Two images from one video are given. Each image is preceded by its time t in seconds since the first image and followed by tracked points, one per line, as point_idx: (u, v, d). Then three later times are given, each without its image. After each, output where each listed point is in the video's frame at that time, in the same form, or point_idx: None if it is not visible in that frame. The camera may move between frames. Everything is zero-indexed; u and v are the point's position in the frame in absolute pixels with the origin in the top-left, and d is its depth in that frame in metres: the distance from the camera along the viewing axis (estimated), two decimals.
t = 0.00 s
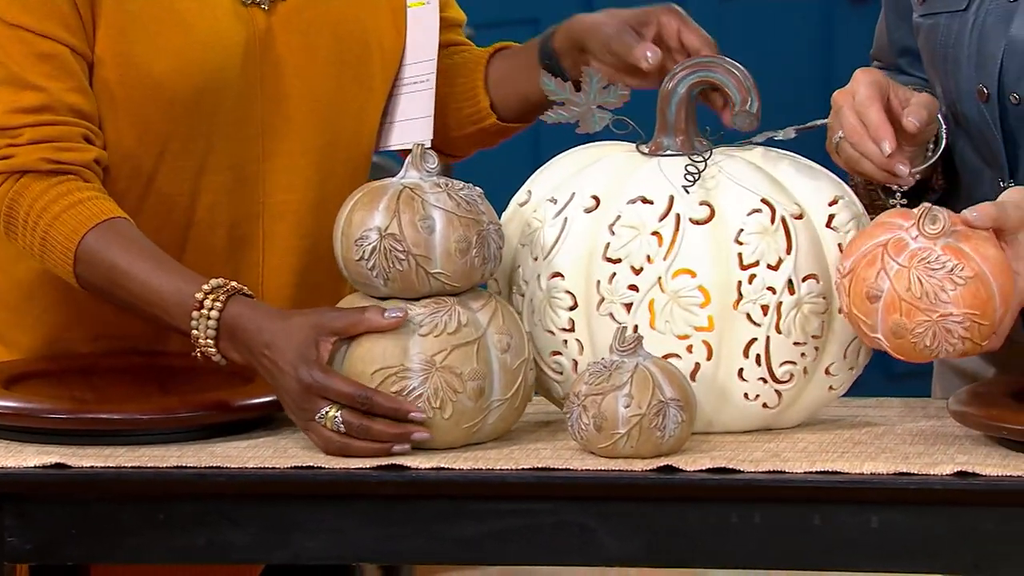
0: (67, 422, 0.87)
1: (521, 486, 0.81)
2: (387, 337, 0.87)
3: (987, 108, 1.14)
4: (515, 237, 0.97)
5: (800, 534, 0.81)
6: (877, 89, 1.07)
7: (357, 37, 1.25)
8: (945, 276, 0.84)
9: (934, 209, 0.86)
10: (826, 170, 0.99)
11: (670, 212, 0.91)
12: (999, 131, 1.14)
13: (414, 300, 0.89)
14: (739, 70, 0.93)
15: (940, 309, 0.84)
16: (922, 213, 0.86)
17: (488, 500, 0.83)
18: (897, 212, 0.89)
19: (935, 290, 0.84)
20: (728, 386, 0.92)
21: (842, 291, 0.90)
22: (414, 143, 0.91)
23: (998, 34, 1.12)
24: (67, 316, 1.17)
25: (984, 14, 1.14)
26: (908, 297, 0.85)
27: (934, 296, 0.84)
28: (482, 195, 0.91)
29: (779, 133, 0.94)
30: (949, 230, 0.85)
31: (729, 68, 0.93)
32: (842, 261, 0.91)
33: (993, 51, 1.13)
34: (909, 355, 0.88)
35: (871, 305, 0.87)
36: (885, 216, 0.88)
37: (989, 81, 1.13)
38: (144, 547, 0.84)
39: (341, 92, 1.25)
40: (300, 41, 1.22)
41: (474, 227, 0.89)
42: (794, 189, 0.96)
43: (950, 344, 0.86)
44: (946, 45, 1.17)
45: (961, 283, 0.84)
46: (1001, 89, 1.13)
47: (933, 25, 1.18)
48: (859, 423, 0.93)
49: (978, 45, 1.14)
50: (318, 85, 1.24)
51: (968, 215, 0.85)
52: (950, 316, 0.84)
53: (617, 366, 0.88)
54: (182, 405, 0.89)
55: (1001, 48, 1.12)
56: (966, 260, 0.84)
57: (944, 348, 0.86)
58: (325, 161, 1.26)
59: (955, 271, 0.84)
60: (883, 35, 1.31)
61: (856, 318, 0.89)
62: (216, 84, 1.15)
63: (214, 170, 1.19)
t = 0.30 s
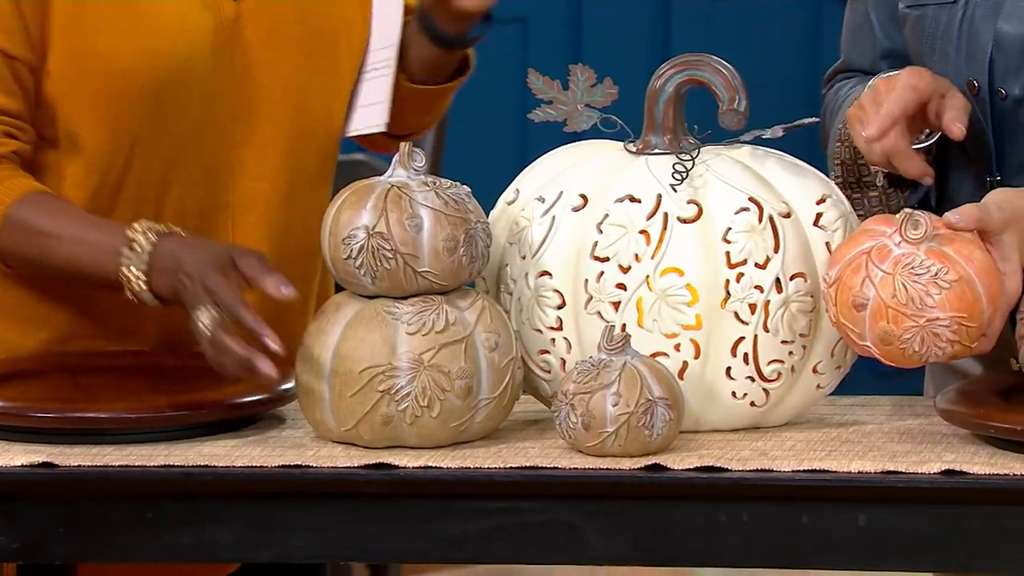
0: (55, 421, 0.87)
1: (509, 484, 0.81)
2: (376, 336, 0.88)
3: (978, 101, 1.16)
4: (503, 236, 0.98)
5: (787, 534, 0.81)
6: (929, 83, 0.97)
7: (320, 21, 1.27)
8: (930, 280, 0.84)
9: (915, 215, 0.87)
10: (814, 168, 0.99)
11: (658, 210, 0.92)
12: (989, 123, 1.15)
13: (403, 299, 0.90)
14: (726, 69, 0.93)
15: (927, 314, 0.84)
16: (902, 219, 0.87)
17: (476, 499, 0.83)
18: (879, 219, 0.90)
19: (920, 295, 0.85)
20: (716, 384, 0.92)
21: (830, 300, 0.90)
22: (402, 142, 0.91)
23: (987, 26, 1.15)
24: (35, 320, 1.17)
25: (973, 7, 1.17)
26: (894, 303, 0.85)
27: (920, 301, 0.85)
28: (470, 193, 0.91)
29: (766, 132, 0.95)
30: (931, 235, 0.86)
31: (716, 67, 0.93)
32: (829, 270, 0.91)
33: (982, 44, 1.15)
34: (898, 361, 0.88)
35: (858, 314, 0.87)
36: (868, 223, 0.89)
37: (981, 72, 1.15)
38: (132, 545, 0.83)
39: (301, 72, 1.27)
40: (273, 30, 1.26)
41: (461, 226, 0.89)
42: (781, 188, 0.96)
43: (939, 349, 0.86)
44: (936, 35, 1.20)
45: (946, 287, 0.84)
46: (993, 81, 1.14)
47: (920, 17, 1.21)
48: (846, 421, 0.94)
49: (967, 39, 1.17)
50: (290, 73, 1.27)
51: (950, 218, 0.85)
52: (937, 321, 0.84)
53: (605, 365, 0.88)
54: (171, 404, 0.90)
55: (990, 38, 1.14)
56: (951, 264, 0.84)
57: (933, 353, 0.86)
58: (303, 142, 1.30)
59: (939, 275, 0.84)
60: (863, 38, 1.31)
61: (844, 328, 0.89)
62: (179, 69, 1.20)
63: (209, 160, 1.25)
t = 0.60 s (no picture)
0: (47, 419, 0.87)
1: (502, 482, 0.81)
2: (368, 333, 0.88)
3: (984, 98, 1.15)
4: (496, 233, 0.97)
5: (778, 530, 0.81)
6: (936, 121, 0.94)
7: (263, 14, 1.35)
8: (920, 275, 0.85)
9: (910, 208, 0.86)
10: (807, 165, 0.99)
11: (650, 207, 0.92)
12: (995, 121, 1.15)
13: (395, 295, 0.89)
14: (718, 65, 0.93)
15: (915, 308, 0.85)
16: (897, 211, 0.87)
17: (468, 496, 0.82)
18: (876, 208, 0.89)
19: (909, 289, 0.85)
20: (708, 381, 0.93)
21: (820, 287, 0.90)
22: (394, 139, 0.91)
23: (991, 23, 1.13)
24: None
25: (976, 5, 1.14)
26: (882, 296, 0.86)
27: (909, 295, 0.85)
28: (462, 190, 0.91)
29: (759, 129, 0.94)
30: (926, 228, 0.86)
31: (709, 63, 0.93)
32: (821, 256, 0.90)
33: (986, 43, 1.13)
34: (885, 352, 0.88)
35: (847, 303, 0.87)
36: (863, 211, 0.88)
37: (986, 69, 1.14)
38: (125, 542, 0.84)
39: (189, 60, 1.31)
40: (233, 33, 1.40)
41: (454, 223, 0.89)
42: (774, 184, 0.96)
43: (925, 343, 0.87)
44: (941, 35, 1.16)
45: (936, 282, 0.85)
46: (999, 79, 1.14)
47: (923, 14, 1.17)
48: (839, 418, 0.94)
49: (971, 38, 1.15)
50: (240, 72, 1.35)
51: (946, 212, 0.86)
52: (925, 315, 0.85)
53: (597, 362, 0.88)
54: (163, 401, 0.90)
55: (995, 36, 1.13)
56: (943, 259, 0.85)
57: (919, 346, 0.87)
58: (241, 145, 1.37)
59: (930, 270, 0.85)
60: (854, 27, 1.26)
61: (832, 315, 0.89)
62: None
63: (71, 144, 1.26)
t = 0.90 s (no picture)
0: (44, 414, 0.87)
1: (499, 477, 0.81)
2: (365, 329, 0.88)
3: (980, 96, 1.15)
4: (492, 229, 0.97)
5: (774, 526, 0.81)
6: (914, 116, 0.97)
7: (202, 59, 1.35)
8: (912, 262, 0.85)
9: (904, 195, 0.86)
10: (803, 160, 0.99)
11: (647, 202, 0.92)
12: (992, 118, 1.15)
13: (393, 290, 0.89)
14: (715, 60, 0.93)
15: (907, 295, 0.85)
16: (891, 199, 0.87)
17: (465, 492, 0.82)
18: (870, 198, 0.89)
19: (901, 276, 0.85)
20: (705, 376, 0.93)
21: (813, 274, 0.90)
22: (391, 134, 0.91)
23: (988, 21, 1.13)
24: None
25: None
26: (875, 282, 0.86)
27: (900, 282, 0.85)
28: (460, 185, 0.91)
29: (755, 125, 0.94)
30: (919, 216, 0.86)
31: (705, 59, 0.93)
32: (816, 243, 0.90)
33: (984, 41, 1.13)
34: (877, 341, 0.88)
35: (840, 290, 0.87)
36: (859, 200, 0.89)
37: (983, 67, 1.14)
38: (121, 538, 0.84)
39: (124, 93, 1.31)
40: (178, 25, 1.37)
41: (451, 219, 0.89)
42: (770, 179, 0.96)
43: (917, 331, 0.86)
44: (939, 32, 1.16)
45: (929, 270, 0.85)
46: (996, 76, 1.14)
47: (923, 12, 1.17)
48: (835, 413, 0.94)
49: (969, 34, 1.14)
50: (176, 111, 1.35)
51: (941, 202, 0.86)
52: (917, 303, 0.85)
53: (595, 357, 0.87)
54: (160, 395, 0.89)
55: (992, 33, 1.13)
56: (936, 247, 0.85)
57: (911, 334, 0.87)
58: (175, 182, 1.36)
59: (922, 258, 0.85)
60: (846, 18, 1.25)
61: (825, 304, 0.89)
62: None
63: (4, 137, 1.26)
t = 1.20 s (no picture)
0: (42, 410, 0.87)
1: (499, 472, 0.81)
2: (365, 326, 0.88)
3: (980, 83, 1.16)
4: (492, 224, 0.97)
5: (774, 522, 0.81)
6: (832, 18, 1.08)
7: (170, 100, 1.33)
8: (915, 262, 0.85)
9: (906, 194, 0.86)
10: (803, 157, 0.99)
11: (647, 199, 0.92)
12: (989, 105, 1.16)
13: (392, 287, 0.89)
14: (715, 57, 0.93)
15: (909, 295, 0.85)
16: (894, 198, 0.86)
17: (464, 488, 0.83)
18: (872, 195, 0.89)
19: (904, 275, 0.85)
20: (705, 372, 0.93)
21: (813, 273, 0.90)
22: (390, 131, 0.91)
23: (989, 9, 1.15)
24: None
25: None
26: (877, 282, 0.86)
27: (903, 282, 0.85)
28: (459, 181, 0.91)
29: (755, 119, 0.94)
30: (921, 215, 0.86)
31: (705, 55, 0.93)
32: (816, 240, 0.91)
33: (985, 26, 1.15)
34: (880, 340, 0.88)
35: (842, 289, 0.87)
36: (859, 199, 0.89)
37: (983, 55, 1.16)
38: (120, 534, 0.84)
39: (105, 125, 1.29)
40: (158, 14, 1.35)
41: (450, 215, 0.89)
42: (769, 175, 0.96)
43: (919, 330, 0.86)
44: (940, 20, 1.19)
45: (931, 269, 0.84)
46: (994, 65, 1.15)
47: None
48: (834, 409, 0.94)
49: (970, 21, 1.17)
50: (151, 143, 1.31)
51: (942, 201, 0.86)
52: (919, 302, 0.85)
53: (594, 354, 0.88)
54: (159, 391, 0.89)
55: (993, 20, 1.15)
56: (938, 246, 0.85)
57: (913, 333, 0.87)
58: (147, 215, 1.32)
59: (925, 257, 0.85)
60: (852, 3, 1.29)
61: (826, 301, 0.89)
62: None
63: None
